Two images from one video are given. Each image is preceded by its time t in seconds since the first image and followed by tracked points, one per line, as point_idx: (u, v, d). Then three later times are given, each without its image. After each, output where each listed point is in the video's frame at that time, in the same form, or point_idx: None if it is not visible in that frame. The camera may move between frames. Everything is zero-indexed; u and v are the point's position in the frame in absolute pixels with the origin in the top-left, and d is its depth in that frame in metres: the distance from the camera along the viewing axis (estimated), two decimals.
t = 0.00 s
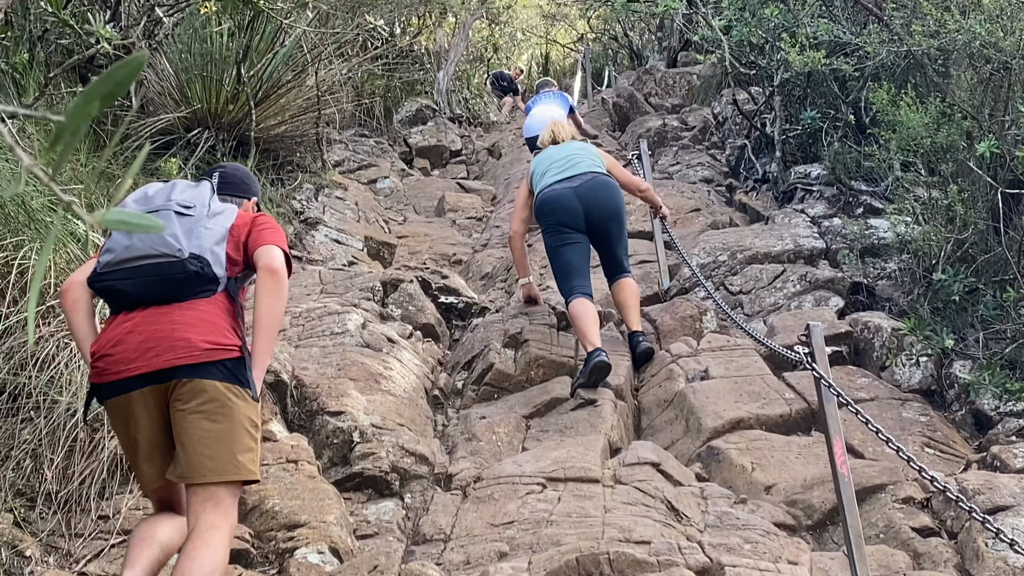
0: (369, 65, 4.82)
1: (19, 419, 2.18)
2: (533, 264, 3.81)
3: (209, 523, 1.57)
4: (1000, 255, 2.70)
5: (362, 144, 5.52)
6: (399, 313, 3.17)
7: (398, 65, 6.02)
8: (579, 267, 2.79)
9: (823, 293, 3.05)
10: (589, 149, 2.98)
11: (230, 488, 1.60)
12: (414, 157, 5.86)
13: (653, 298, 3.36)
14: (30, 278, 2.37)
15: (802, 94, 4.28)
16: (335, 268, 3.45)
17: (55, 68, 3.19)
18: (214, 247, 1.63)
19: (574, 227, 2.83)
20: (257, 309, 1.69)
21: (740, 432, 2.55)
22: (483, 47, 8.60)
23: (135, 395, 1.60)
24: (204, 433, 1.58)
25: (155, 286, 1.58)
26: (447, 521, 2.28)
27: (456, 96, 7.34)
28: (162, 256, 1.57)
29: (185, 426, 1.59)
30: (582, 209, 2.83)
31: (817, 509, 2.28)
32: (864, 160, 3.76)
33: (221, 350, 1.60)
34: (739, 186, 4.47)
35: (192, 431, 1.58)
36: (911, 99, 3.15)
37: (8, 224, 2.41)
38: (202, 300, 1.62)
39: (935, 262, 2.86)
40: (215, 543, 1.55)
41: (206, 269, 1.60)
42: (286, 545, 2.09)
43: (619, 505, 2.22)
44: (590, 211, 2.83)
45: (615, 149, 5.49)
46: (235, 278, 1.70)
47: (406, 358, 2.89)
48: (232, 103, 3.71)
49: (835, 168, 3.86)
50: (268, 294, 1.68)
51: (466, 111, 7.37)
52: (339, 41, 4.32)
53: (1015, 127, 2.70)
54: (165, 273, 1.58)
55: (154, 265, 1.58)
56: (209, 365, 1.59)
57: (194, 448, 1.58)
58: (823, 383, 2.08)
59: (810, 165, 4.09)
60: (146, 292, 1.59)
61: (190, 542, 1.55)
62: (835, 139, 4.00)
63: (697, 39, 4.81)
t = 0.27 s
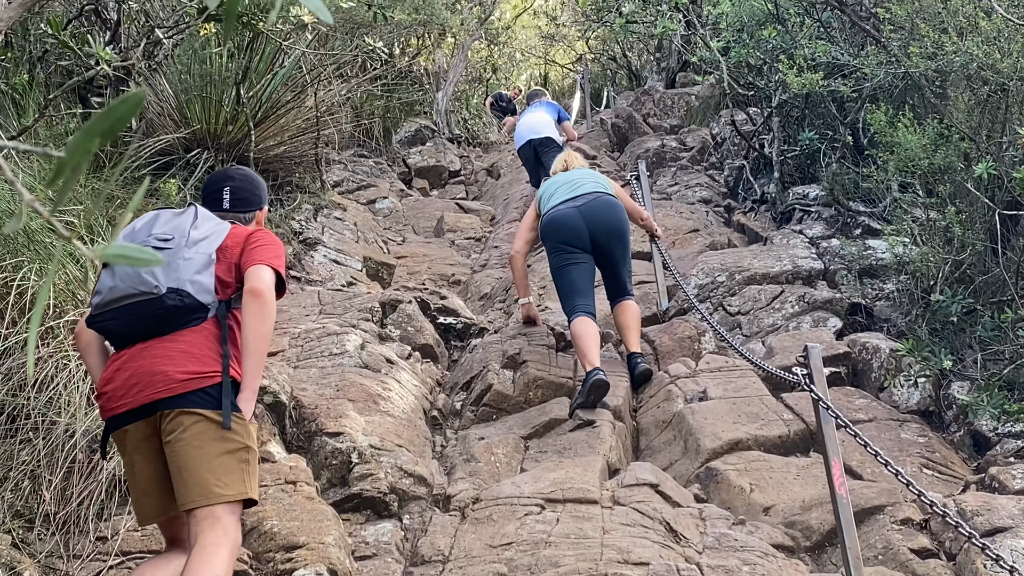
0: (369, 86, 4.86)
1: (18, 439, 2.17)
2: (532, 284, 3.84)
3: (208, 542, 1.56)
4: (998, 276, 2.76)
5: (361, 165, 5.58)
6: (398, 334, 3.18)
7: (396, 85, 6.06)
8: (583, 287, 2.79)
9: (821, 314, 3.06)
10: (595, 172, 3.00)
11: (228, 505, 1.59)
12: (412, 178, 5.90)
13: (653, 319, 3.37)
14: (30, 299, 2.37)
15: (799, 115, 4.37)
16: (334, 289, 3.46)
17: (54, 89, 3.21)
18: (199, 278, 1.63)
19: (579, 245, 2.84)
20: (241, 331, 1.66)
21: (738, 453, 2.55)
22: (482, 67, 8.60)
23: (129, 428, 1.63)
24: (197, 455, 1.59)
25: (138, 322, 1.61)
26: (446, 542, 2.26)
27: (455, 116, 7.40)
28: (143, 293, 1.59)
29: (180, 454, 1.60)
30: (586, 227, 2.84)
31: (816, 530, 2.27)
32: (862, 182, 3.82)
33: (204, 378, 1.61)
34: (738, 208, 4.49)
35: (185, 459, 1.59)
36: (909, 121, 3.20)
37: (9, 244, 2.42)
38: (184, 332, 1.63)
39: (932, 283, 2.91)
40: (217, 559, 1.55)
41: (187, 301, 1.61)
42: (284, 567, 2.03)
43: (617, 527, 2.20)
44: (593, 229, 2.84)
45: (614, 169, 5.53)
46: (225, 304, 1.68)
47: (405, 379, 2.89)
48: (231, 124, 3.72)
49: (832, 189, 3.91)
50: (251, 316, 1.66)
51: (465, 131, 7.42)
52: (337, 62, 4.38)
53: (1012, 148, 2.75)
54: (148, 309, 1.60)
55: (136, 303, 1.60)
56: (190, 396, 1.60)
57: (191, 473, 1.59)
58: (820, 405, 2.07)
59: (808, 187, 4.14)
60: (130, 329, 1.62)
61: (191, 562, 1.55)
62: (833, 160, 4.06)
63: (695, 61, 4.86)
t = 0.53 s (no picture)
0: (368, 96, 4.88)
1: (15, 448, 2.17)
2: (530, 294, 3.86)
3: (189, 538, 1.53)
4: (995, 287, 2.77)
5: (360, 175, 5.59)
6: (396, 343, 3.19)
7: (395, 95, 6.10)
8: (580, 300, 2.78)
9: (819, 325, 3.07)
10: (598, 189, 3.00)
11: (210, 500, 1.57)
12: (410, 188, 5.93)
13: (650, 329, 3.38)
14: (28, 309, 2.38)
15: (797, 126, 4.41)
16: (332, 298, 3.47)
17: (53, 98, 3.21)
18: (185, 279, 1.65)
19: (577, 257, 2.85)
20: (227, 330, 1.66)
21: (735, 464, 2.55)
22: (481, 77, 8.65)
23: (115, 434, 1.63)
24: (179, 451, 1.58)
25: (124, 324, 1.63)
26: (443, 552, 2.25)
27: (454, 126, 7.43)
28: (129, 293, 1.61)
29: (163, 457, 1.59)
30: (584, 240, 2.85)
31: (813, 541, 2.25)
32: (859, 193, 3.84)
33: (187, 374, 1.61)
34: (735, 218, 4.51)
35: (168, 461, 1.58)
36: (907, 132, 3.22)
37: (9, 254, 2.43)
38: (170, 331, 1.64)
39: (930, 293, 2.93)
40: (201, 553, 1.52)
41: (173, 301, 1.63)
42: None
43: (614, 537, 2.19)
44: (591, 243, 2.85)
45: (613, 180, 5.56)
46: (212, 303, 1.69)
47: (402, 390, 2.90)
48: (229, 133, 3.73)
49: (830, 200, 3.94)
50: (237, 313, 1.66)
51: (464, 141, 7.45)
52: (337, 73, 4.41)
53: (1009, 159, 2.77)
54: (133, 308, 1.62)
55: (121, 300, 1.62)
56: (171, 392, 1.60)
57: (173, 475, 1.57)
58: (818, 416, 2.06)
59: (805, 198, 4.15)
60: (118, 329, 1.64)
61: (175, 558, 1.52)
62: (831, 171, 4.09)
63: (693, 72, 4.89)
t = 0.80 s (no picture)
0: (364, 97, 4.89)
1: (10, 448, 2.17)
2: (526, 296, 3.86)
3: (188, 552, 1.56)
4: (990, 289, 2.78)
5: (356, 175, 5.60)
6: (391, 344, 3.20)
7: (391, 97, 6.13)
8: (583, 300, 2.79)
9: (814, 326, 3.07)
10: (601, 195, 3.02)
11: (208, 514, 1.59)
12: (406, 189, 5.93)
13: (646, 330, 3.39)
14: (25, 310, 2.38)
15: (793, 128, 4.42)
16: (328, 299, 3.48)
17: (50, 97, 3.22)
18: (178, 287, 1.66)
19: (582, 259, 2.85)
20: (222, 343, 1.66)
21: (731, 465, 2.56)
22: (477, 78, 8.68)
23: (110, 447, 1.64)
24: (175, 467, 1.59)
25: (116, 331, 1.63)
26: (439, 552, 2.25)
27: (451, 128, 7.44)
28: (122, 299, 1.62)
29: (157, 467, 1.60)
30: (592, 242, 2.86)
31: (808, 542, 2.25)
32: (855, 195, 3.85)
33: (182, 388, 1.62)
34: (731, 220, 4.52)
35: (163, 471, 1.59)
36: (903, 134, 3.23)
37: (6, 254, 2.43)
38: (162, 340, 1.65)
39: (926, 295, 2.94)
40: (199, 569, 1.55)
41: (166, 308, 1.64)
42: None
43: (610, 537, 2.20)
44: (598, 244, 2.85)
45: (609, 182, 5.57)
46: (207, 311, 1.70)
47: (398, 390, 2.90)
48: (225, 134, 3.74)
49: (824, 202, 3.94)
50: (230, 325, 1.66)
51: (460, 143, 7.46)
52: (332, 73, 4.42)
53: (1006, 161, 2.78)
54: (126, 315, 1.63)
55: (115, 308, 1.63)
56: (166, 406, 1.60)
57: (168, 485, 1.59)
58: (812, 415, 2.05)
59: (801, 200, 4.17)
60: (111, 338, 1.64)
61: (174, 574, 1.55)
62: (826, 173, 4.10)
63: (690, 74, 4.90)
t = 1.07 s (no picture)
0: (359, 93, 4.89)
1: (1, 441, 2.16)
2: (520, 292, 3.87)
3: (184, 546, 1.57)
4: (983, 287, 2.79)
5: (350, 171, 5.60)
6: (384, 340, 3.20)
7: (386, 93, 6.12)
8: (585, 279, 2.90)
9: (808, 323, 3.07)
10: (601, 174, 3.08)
11: (205, 507, 1.60)
12: (400, 185, 5.92)
13: (639, 327, 3.39)
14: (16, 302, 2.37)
15: (787, 126, 4.42)
16: (321, 295, 3.48)
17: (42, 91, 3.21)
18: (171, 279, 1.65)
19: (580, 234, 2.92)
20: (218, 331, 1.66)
21: (723, 461, 2.56)
22: (471, 75, 8.67)
23: (111, 442, 1.65)
24: (174, 462, 1.60)
25: (113, 326, 1.63)
26: (430, 548, 2.26)
27: (444, 124, 7.43)
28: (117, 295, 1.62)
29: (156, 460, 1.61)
30: (593, 215, 2.92)
31: (800, 538, 2.25)
32: (848, 193, 3.85)
33: (180, 381, 1.62)
34: (725, 218, 4.53)
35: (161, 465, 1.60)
36: (896, 132, 3.23)
37: None
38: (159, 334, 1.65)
39: (919, 293, 2.95)
40: (196, 562, 1.56)
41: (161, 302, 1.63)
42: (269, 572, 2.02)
43: (602, 533, 2.20)
44: (600, 217, 2.92)
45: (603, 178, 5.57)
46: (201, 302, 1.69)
47: (391, 386, 2.91)
48: (217, 129, 3.76)
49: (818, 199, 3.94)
50: (226, 313, 1.65)
51: (453, 139, 7.45)
52: (326, 70, 4.42)
53: (999, 159, 2.79)
54: (120, 313, 1.62)
55: (110, 307, 1.63)
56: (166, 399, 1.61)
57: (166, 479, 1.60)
58: (804, 412, 2.05)
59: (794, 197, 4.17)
60: (108, 335, 1.64)
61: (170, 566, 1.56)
62: (820, 171, 4.10)
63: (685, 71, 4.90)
